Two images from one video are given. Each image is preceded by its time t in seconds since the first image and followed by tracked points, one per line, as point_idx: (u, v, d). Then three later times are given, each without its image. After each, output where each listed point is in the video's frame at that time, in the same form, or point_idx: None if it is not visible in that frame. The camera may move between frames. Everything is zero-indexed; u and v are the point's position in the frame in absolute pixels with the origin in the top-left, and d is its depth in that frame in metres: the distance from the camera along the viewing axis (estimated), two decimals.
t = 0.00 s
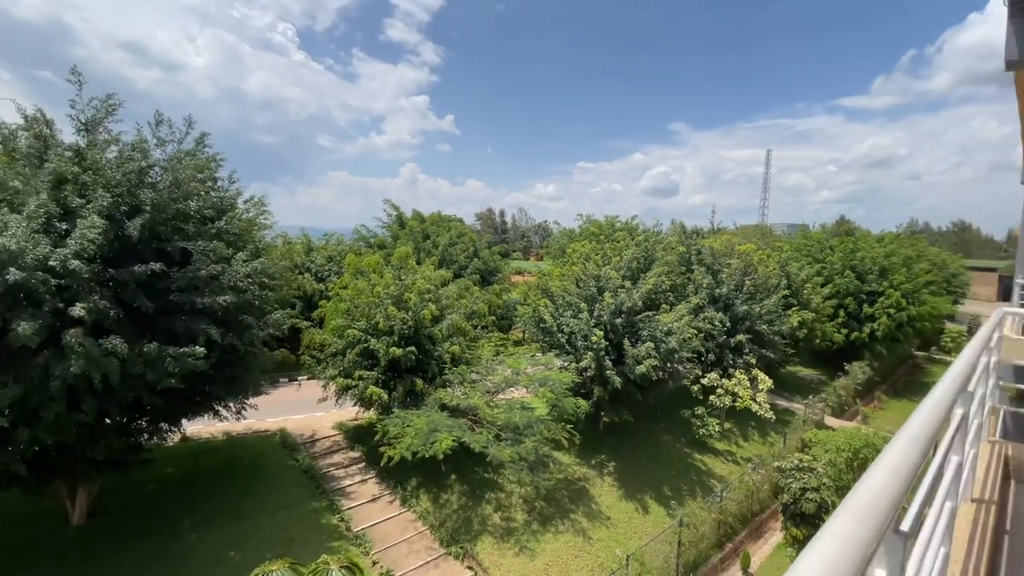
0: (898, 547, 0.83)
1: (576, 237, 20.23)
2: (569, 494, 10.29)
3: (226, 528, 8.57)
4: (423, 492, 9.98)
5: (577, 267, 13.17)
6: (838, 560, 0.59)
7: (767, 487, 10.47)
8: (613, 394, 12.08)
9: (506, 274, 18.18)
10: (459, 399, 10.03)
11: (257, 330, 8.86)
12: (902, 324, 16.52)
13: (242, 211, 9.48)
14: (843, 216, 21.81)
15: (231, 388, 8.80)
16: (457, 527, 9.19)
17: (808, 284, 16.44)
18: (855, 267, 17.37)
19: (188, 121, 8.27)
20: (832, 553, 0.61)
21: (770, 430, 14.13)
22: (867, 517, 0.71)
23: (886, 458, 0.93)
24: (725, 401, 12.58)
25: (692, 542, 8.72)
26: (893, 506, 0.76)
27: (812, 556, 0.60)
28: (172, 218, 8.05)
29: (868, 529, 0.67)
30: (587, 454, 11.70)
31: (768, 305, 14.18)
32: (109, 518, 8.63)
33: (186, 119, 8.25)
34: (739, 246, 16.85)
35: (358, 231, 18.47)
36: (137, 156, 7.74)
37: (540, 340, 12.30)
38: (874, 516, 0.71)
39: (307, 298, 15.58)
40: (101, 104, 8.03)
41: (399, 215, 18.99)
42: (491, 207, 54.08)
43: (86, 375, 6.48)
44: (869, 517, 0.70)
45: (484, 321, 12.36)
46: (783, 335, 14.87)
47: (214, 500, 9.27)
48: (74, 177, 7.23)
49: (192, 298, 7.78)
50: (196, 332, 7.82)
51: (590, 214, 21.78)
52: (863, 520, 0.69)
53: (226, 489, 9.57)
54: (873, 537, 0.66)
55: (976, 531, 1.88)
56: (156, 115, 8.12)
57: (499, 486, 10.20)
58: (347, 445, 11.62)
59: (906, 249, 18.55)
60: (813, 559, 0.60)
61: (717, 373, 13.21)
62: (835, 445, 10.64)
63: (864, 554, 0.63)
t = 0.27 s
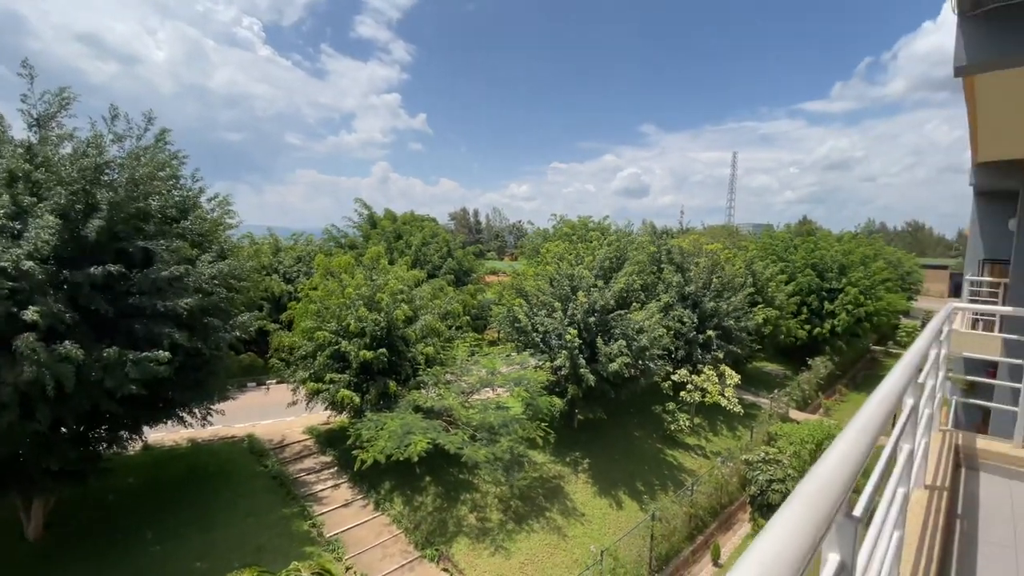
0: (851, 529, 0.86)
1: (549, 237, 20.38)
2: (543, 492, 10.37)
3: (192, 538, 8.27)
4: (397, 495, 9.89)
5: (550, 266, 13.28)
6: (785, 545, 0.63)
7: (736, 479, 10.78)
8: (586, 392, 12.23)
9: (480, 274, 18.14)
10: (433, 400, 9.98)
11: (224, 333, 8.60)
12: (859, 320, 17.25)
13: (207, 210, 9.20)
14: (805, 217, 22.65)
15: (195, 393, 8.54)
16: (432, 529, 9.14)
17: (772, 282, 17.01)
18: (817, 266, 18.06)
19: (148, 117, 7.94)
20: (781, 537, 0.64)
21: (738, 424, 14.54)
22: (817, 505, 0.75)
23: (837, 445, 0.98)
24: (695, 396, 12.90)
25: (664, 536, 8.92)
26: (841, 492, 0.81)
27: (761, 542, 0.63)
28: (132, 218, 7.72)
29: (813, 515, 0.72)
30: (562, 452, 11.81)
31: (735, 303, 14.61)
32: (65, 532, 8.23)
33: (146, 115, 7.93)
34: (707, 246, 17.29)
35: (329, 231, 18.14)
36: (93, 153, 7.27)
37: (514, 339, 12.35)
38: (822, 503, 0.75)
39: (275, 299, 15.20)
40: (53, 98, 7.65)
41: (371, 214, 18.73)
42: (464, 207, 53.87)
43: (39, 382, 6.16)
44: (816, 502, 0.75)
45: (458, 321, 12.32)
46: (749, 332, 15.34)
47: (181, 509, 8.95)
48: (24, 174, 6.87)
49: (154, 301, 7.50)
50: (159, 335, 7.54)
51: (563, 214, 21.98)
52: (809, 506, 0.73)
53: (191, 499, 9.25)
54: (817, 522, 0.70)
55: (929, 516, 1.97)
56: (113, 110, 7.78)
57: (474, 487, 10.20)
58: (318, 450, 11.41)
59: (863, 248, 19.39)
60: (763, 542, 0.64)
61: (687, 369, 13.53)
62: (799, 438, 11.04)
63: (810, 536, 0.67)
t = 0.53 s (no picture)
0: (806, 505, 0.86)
1: (526, 237, 20.46)
2: (522, 491, 10.42)
3: (160, 548, 7.98)
4: (374, 498, 9.79)
5: (528, 266, 13.35)
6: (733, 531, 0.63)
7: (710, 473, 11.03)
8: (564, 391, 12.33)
9: (457, 274, 18.07)
10: (410, 401, 9.92)
11: (193, 336, 8.38)
12: (826, 316, 17.86)
13: (173, 209, 8.92)
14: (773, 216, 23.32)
15: (163, 398, 8.27)
16: (410, 531, 9.09)
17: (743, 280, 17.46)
18: (785, 264, 18.63)
19: (109, 112, 7.67)
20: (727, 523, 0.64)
21: (711, 419, 14.87)
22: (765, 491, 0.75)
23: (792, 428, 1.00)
24: (669, 392, 13.15)
25: (641, 530, 9.09)
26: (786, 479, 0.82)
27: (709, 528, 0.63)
28: (93, 217, 7.44)
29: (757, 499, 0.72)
30: (540, 450, 11.88)
31: (707, 301, 14.95)
32: (23, 546, 7.86)
33: (107, 110, 7.65)
34: (680, 245, 17.64)
35: (301, 231, 17.79)
36: (51, 149, 7.07)
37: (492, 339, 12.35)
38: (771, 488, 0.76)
39: (246, 301, 14.84)
40: (7, 93, 7.32)
41: (345, 214, 18.46)
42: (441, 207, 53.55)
43: None
44: (764, 487, 0.75)
45: (435, 321, 12.27)
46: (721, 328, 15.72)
47: (148, 519, 8.62)
48: None
49: (118, 303, 7.24)
50: (124, 339, 7.29)
51: (539, 213, 22.10)
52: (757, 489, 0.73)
53: (159, 508, 8.95)
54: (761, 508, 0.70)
55: (887, 501, 2.08)
56: (72, 106, 7.48)
57: (452, 488, 10.18)
58: (293, 454, 11.21)
59: (829, 247, 20.08)
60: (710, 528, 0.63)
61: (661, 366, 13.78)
62: (769, 431, 11.37)
63: (755, 520, 0.67)
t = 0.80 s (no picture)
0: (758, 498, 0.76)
1: (507, 235, 20.50)
2: (504, 488, 10.46)
3: (133, 557, 7.73)
4: (355, 500, 9.72)
5: (508, 264, 13.38)
6: (676, 520, 0.54)
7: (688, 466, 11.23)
8: (545, 388, 12.41)
9: (438, 273, 18.01)
10: (391, 401, 9.87)
11: (165, 338, 8.19)
12: (798, 311, 18.36)
13: (143, 208, 8.68)
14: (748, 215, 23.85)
15: (135, 403, 8.06)
16: (392, 531, 9.04)
17: (719, 276, 17.82)
18: (759, 260, 19.09)
19: (73, 108, 7.40)
20: (669, 511, 0.55)
21: (689, 413, 15.15)
22: (718, 465, 0.65)
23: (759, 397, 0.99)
24: (649, 388, 13.36)
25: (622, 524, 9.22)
26: (745, 443, 0.70)
27: (645, 520, 0.53)
28: (57, 217, 7.18)
29: (707, 477, 0.62)
30: (522, 448, 11.94)
31: (685, 297, 15.21)
32: None
33: (70, 106, 7.38)
34: (658, 242, 17.90)
35: (278, 230, 17.48)
36: (11, 146, 6.81)
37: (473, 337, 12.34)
38: (724, 462, 0.65)
39: (221, 302, 14.54)
40: None
41: (323, 212, 18.22)
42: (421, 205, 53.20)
43: None
44: (716, 461, 0.65)
45: (416, 320, 12.21)
46: (698, 324, 16.02)
47: (119, 530, 8.32)
48: None
49: (85, 305, 7.01)
50: (93, 342, 7.07)
51: (519, 212, 22.16)
52: (706, 466, 0.63)
53: (131, 516, 8.68)
54: (711, 486, 0.60)
55: (851, 486, 2.16)
56: (33, 101, 7.20)
57: (434, 487, 10.16)
58: (271, 457, 11.04)
59: (801, 244, 20.63)
60: (649, 519, 0.54)
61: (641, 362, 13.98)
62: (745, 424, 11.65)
63: (700, 506, 0.58)
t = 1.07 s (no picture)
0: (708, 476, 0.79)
1: (485, 232, 20.50)
2: (484, 484, 10.50)
3: (100, 565, 7.49)
4: (333, 499, 9.63)
5: (486, 261, 13.42)
6: (615, 497, 0.55)
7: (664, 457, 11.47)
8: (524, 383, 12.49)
9: (415, 270, 17.86)
10: (368, 400, 9.80)
11: (131, 339, 7.95)
12: (769, 304, 18.88)
13: (105, 204, 8.37)
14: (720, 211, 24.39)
15: (100, 406, 7.81)
16: (371, 529, 8.99)
17: (692, 271, 18.21)
18: (731, 255, 19.56)
19: (28, 100, 7.09)
20: (610, 491, 0.56)
21: (665, 405, 15.46)
22: (661, 446, 0.67)
23: (712, 383, 1.04)
24: (625, 381, 13.59)
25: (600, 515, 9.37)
26: (694, 423, 0.72)
27: (584, 500, 0.55)
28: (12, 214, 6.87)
29: (649, 457, 0.63)
30: (501, 443, 12.01)
31: (659, 292, 15.48)
32: None
33: (25, 97, 7.06)
34: (633, 238, 18.17)
35: (249, 227, 17.08)
36: None
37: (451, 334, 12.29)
38: (669, 442, 0.67)
39: (190, 301, 14.15)
40: None
41: (296, 209, 17.88)
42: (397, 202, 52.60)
43: None
44: (660, 443, 0.67)
45: (393, 317, 12.13)
46: (673, 318, 16.34)
47: (85, 537, 8.06)
48: None
49: (45, 305, 6.75)
50: (54, 345, 6.81)
51: (497, 208, 22.15)
52: (652, 447, 0.65)
53: (97, 522, 8.41)
54: (652, 465, 0.63)
55: (810, 469, 2.26)
56: None
57: (413, 485, 10.13)
58: (245, 459, 10.83)
59: (771, 239, 21.18)
60: (588, 499, 0.55)
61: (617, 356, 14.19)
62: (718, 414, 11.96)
63: (641, 484, 0.59)
